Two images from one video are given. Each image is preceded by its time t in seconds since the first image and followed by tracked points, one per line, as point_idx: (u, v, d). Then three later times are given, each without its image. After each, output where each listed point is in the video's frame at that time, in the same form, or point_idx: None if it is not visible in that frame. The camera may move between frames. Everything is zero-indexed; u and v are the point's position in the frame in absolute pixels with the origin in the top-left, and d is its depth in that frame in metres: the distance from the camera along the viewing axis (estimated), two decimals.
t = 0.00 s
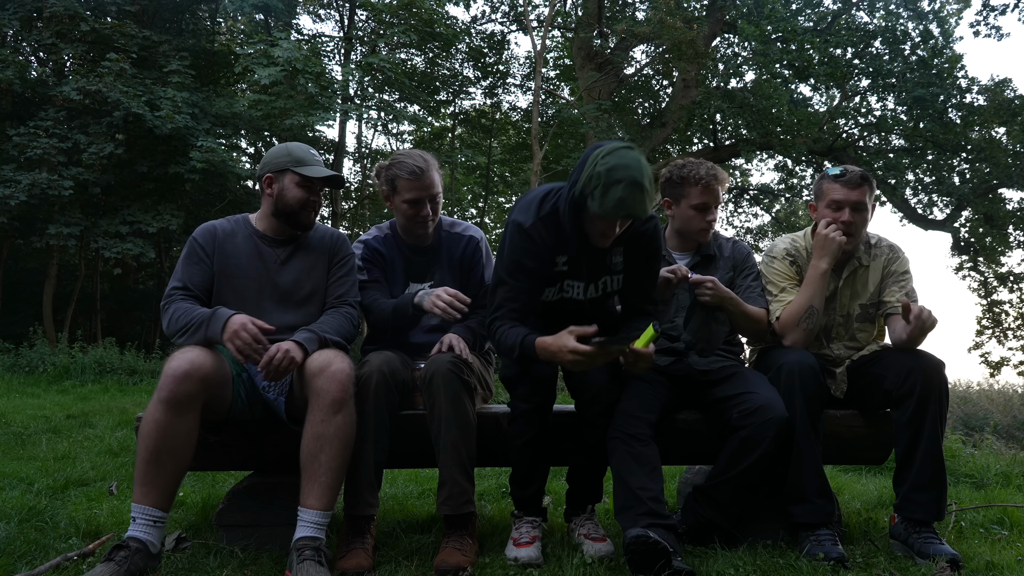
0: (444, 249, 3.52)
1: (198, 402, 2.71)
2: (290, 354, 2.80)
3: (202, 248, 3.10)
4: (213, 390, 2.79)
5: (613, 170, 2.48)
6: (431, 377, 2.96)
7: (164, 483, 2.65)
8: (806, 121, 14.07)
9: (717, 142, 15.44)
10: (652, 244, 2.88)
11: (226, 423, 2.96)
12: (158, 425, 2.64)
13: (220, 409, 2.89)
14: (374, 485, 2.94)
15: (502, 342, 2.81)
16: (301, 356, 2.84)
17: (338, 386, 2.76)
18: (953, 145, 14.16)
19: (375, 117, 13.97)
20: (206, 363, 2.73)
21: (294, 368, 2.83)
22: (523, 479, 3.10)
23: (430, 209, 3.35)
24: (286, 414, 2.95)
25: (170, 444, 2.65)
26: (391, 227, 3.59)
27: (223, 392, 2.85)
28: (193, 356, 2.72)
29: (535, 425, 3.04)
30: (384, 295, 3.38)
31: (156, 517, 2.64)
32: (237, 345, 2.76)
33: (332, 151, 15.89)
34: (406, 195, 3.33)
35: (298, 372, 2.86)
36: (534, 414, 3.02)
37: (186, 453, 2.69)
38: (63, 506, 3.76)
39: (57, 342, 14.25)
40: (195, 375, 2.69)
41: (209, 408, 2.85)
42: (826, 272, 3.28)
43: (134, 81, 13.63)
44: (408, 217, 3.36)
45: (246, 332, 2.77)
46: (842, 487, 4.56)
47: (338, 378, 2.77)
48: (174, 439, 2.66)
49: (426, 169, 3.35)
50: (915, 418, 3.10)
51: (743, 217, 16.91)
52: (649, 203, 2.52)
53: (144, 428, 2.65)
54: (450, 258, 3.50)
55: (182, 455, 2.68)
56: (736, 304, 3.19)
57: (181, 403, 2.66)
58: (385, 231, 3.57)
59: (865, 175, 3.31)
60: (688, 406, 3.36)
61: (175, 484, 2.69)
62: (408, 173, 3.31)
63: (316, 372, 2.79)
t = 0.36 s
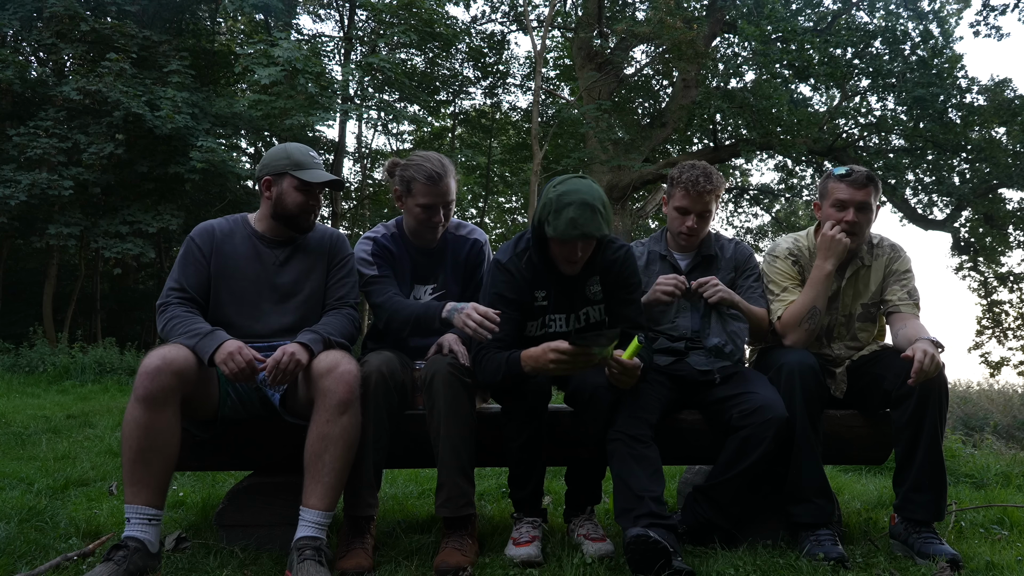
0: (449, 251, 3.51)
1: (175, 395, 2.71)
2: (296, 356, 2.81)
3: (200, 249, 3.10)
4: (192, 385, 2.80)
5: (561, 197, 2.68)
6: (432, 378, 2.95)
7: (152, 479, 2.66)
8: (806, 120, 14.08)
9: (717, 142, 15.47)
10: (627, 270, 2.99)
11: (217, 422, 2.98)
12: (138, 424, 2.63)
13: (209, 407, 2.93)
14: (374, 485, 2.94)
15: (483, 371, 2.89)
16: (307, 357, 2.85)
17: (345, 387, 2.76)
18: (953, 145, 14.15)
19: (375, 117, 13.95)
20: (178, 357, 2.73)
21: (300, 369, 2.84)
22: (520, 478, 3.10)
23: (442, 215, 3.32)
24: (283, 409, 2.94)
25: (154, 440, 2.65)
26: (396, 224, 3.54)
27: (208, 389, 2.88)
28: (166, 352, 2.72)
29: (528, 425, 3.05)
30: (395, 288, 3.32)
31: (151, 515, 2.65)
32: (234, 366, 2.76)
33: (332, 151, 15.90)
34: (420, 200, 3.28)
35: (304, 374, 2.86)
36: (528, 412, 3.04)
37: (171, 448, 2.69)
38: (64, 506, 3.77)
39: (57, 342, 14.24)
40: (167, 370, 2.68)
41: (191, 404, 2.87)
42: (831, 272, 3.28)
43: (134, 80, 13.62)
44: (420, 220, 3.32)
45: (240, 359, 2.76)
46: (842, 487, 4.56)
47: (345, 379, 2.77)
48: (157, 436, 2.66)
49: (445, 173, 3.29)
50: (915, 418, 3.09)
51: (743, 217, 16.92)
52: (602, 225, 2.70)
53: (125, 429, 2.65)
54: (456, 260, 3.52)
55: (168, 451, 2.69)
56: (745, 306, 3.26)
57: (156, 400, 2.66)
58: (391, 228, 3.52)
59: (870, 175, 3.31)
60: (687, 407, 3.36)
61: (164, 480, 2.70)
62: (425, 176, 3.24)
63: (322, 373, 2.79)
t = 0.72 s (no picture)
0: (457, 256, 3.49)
1: (167, 394, 2.71)
2: (293, 356, 2.82)
3: (200, 250, 3.11)
4: (188, 383, 2.81)
5: (538, 165, 3.24)
6: (432, 378, 2.96)
7: (148, 480, 2.66)
8: (806, 120, 14.07)
9: (717, 143, 15.47)
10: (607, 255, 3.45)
11: (214, 422, 2.98)
12: (132, 424, 2.64)
13: (204, 408, 2.93)
14: (374, 485, 2.94)
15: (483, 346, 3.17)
16: (305, 357, 2.85)
17: (344, 387, 2.76)
18: (953, 145, 14.15)
19: (375, 117, 13.94)
20: (168, 356, 2.73)
21: (298, 369, 2.84)
22: (519, 475, 3.12)
23: (459, 220, 3.31)
24: (282, 409, 2.94)
25: (149, 441, 2.65)
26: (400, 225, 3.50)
27: (203, 389, 2.89)
28: (157, 352, 2.72)
29: (524, 418, 3.07)
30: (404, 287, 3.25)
31: (149, 515, 2.65)
32: (233, 375, 2.76)
33: (332, 151, 15.90)
34: (439, 205, 3.26)
35: (303, 374, 2.87)
36: (525, 408, 3.06)
37: (165, 448, 2.69)
38: (63, 506, 3.77)
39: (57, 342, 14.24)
40: (158, 369, 2.68)
41: (185, 404, 2.87)
42: (823, 270, 3.29)
43: (134, 81, 13.62)
44: (437, 226, 3.30)
45: (241, 371, 2.76)
46: (842, 487, 4.56)
47: (344, 379, 2.77)
48: (152, 436, 2.66)
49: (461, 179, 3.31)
50: (915, 418, 3.09)
51: (743, 217, 16.93)
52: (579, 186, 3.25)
53: (119, 430, 2.65)
54: (460, 266, 3.48)
55: (163, 450, 2.69)
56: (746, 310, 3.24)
57: (149, 400, 2.67)
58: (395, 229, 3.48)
59: (858, 173, 3.29)
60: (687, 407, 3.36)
61: (160, 481, 2.70)
62: (444, 181, 3.24)
63: (321, 373, 2.79)
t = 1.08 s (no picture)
0: (468, 256, 3.51)
1: (170, 394, 2.72)
2: (297, 356, 2.82)
3: (202, 250, 3.10)
4: (192, 383, 2.82)
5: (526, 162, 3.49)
6: (435, 378, 2.96)
7: (149, 480, 2.66)
8: (806, 121, 14.05)
9: (717, 143, 15.46)
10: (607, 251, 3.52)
11: (215, 422, 2.98)
12: (133, 424, 2.64)
13: (206, 407, 2.93)
14: (376, 486, 2.94)
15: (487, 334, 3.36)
16: (309, 357, 2.85)
17: (348, 387, 2.76)
18: (953, 145, 14.15)
19: (375, 117, 13.94)
20: (171, 357, 2.74)
21: (302, 369, 2.85)
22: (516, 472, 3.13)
23: (476, 222, 3.33)
24: (285, 410, 2.93)
25: (150, 440, 2.66)
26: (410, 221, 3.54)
27: (205, 389, 2.89)
28: (159, 353, 2.72)
29: (522, 416, 3.08)
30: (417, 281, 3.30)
31: (150, 516, 2.65)
32: (239, 379, 2.76)
33: (332, 151, 15.89)
34: (457, 204, 3.27)
35: (307, 374, 2.87)
36: (525, 406, 3.08)
37: (167, 448, 2.69)
38: (64, 506, 3.77)
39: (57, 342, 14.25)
40: (161, 370, 2.69)
41: (187, 404, 2.87)
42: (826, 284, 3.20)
43: (134, 81, 13.62)
44: (452, 225, 3.32)
45: (246, 375, 2.77)
46: (842, 487, 4.56)
47: (348, 379, 2.77)
48: (154, 436, 2.66)
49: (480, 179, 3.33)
50: (914, 417, 3.09)
51: (743, 217, 16.94)
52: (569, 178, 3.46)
53: (120, 429, 2.65)
54: (470, 272, 3.50)
55: (164, 450, 2.69)
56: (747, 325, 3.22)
57: (151, 400, 2.67)
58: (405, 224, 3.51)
59: (841, 173, 3.27)
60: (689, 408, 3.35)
61: (161, 481, 2.70)
62: (464, 181, 3.26)
63: (325, 374, 2.79)
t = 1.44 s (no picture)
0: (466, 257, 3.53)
1: (174, 395, 2.71)
2: (301, 356, 2.82)
3: (207, 248, 3.10)
4: (196, 384, 2.82)
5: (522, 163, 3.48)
6: (435, 378, 2.96)
7: (151, 480, 2.66)
8: (806, 120, 14.02)
9: (717, 143, 15.47)
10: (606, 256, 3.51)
11: (216, 422, 2.98)
12: (137, 424, 2.64)
13: (209, 408, 2.92)
14: (376, 486, 2.94)
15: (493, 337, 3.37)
16: (312, 357, 2.86)
17: (351, 387, 2.76)
18: (953, 145, 14.15)
19: (375, 117, 13.93)
20: (177, 357, 2.74)
21: (306, 369, 2.85)
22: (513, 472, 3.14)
23: (463, 222, 3.40)
24: (287, 412, 2.92)
25: (154, 441, 2.66)
26: (409, 221, 3.61)
27: (208, 390, 2.88)
28: (164, 353, 2.72)
29: (519, 416, 3.09)
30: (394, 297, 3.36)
31: (151, 516, 2.65)
32: (245, 383, 2.76)
33: (332, 151, 15.88)
34: (445, 204, 3.35)
35: (310, 374, 2.87)
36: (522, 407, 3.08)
37: (170, 448, 2.69)
38: (64, 506, 3.77)
39: (57, 342, 14.25)
40: (166, 370, 2.69)
41: (191, 405, 2.87)
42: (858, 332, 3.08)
43: (134, 81, 13.62)
44: (441, 224, 3.40)
45: (252, 378, 2.76)
46: (842, 487, 4.56)
47: (352, 379, 2.77)
48: (157, 435, 2.66)
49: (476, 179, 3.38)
50: (915, 417, 3.08)
51: (743, 217, 16.95)
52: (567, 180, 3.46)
53: (125, 429, 2.66)
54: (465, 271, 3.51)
55: (168, 451, 2.69)
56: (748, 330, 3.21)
57: (156, 400, 2.66)
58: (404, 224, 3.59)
59: (837, 179, 3.27)
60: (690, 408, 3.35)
61: (164, 481, 2.70)
62: (453, 181, 3.32)
63: (328, 374, 2.79)
